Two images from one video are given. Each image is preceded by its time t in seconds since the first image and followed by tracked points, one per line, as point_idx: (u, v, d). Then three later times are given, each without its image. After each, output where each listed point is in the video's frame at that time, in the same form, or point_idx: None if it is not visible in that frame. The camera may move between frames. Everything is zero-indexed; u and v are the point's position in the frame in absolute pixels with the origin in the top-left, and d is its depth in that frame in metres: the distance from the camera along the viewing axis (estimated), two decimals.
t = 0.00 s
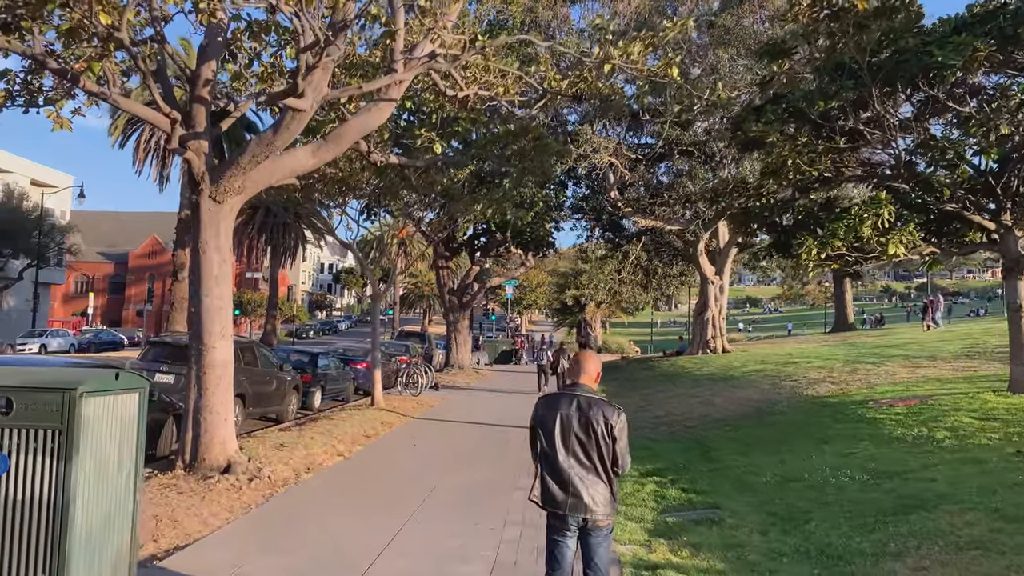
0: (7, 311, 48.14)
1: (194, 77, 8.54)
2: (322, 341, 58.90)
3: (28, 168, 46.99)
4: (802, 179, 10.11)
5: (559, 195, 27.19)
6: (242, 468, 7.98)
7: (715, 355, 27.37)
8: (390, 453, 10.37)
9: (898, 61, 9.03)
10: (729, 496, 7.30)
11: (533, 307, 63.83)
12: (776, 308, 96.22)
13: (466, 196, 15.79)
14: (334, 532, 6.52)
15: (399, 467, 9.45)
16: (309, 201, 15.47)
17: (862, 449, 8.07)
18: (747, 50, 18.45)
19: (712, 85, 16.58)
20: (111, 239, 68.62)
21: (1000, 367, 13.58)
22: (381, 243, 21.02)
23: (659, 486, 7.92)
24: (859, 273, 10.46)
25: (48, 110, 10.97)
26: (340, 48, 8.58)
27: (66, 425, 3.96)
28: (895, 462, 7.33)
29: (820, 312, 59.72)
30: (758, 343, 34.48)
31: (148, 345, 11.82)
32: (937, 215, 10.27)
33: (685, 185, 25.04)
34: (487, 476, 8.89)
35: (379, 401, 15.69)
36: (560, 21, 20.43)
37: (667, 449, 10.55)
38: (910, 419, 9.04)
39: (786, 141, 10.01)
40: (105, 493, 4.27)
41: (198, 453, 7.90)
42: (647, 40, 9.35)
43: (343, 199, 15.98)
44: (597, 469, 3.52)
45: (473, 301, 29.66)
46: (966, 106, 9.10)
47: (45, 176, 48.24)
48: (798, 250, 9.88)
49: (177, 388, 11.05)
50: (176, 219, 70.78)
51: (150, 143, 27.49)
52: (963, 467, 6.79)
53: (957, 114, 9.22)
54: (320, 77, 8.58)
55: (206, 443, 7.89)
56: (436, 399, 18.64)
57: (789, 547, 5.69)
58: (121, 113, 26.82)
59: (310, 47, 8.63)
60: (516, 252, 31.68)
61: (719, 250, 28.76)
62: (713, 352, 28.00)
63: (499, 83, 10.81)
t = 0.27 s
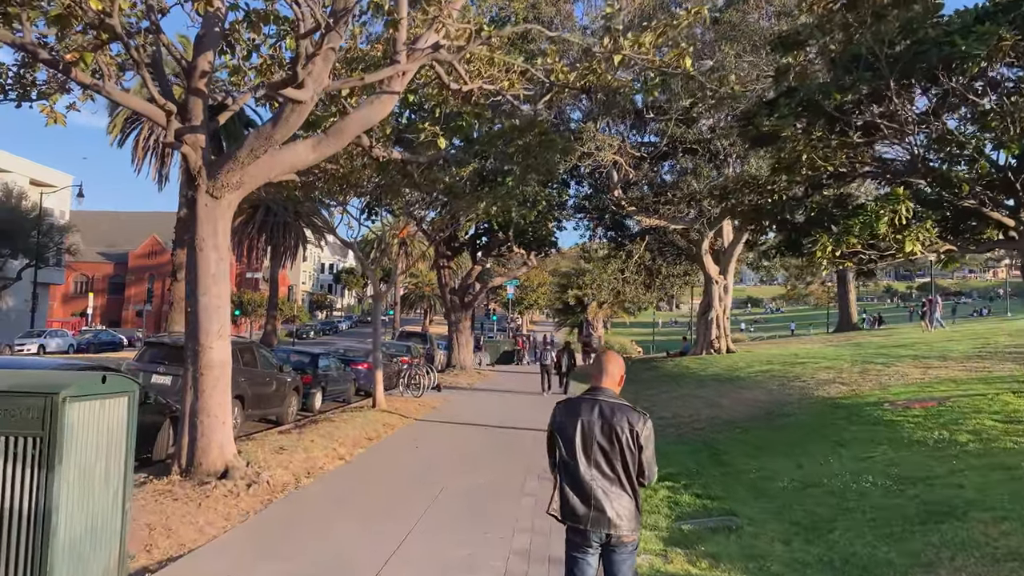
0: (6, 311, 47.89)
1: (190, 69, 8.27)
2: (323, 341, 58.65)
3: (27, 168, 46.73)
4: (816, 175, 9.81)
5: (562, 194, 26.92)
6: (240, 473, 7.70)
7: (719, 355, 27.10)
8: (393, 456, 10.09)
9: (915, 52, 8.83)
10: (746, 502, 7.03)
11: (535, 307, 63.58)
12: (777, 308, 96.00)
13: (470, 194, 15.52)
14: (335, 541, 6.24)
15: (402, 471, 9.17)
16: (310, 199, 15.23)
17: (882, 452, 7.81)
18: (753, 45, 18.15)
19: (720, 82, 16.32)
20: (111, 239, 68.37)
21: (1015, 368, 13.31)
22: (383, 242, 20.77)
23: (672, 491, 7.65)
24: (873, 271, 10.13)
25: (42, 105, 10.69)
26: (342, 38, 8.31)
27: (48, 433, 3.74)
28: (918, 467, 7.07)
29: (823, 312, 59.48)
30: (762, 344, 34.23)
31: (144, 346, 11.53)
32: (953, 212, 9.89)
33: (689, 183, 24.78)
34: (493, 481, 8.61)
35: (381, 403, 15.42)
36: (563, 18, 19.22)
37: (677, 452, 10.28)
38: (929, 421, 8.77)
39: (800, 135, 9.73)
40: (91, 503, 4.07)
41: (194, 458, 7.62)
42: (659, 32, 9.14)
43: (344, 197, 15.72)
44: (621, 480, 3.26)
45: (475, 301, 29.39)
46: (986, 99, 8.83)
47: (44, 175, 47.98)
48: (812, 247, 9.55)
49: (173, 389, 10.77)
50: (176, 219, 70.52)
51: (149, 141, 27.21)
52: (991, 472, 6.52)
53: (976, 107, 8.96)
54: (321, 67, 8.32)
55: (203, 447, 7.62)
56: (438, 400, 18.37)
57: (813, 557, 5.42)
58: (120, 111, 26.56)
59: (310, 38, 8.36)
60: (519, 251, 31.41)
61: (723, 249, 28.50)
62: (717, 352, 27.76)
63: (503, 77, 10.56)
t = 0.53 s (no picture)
0: (5, 311, 47.66)
1: (188, 62, 8.00)
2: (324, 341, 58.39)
3: (26, 167, 46.46)
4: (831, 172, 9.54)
5: (565, 193, 26.64)
6: (239, 480, 7.42)
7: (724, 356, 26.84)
8: (397, 461, 9.83)
9: (938, 45, 8.58)
10: (764, 510, 6.78)
11: (536, 307, 63.33)
12: (779, 308, 95.78)
13: (474, 193, 15.26)
14: (337, 553, 5.95)
15: (407, 477, 8.90)
16: (311, 197, 14.99)
17: (903, 458, 7.55)
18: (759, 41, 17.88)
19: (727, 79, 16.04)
20: (111, 239, 68.11)
21: None
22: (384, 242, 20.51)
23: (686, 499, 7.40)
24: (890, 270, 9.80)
25: (36, 101, 10.43)
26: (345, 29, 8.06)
27: (31, 442, 3.75)
28: (943, 474, 6.81)
29: (826, 312, 59.20)
30: (765, 344, 33.99)
31: (142, 348, 11.27)
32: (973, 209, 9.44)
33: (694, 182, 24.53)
34: (501, 487, 8.35)
35: (383, 405, 15.16)
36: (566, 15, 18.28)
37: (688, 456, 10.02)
38: (949, 425, 8.52)
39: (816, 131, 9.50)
40: (73, 509, 4.02)
41: (191, 464, 7.36)
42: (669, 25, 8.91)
43: (345, 196, 15.45)
44: (653, 498, 3.02)
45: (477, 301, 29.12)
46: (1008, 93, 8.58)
47: (43, 175, 47.71)
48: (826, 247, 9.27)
49: (172, 392, 10.51)
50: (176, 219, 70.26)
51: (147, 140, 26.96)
52: (1021, 480, 6.27)
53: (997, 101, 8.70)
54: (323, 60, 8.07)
55: (201, 453, 7.36)
56: (441, 402, 18.12)
57: (841, 571, 5.17)
58: (118, 110, 26.30)
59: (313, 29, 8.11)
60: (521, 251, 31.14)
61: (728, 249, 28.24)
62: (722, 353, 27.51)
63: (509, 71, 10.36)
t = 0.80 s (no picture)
0: (4, 311, 47.43)
1: (188, 51, 7.77)
2: (325, 342, 58.22)
3: (26, 166, 46.24)
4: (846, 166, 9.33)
5: (568, 191, 26.43)
6: (239, 482, 7.17)
7: (729, 356, 26.65)
8: (401, 462, 9.60)
9: (960, 33, 8.26)
10: (785, 514, 6.54)
11: (537, 307, 63.13)
12: (780, 308, 95.64)
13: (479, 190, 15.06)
14: (341, 560, 5.69)
15: (411, 479, 8.67)
16: (313, 194, 14.78)
17: (926, 460, 7.32)
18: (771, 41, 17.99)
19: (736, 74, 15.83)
20: (111, 239, 67.90)
21: None
22: (387, 240, 20.29)
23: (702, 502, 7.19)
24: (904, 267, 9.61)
25: (31, 94, 10.19)
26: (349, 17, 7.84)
27: (18, 446, 3.53)
28: (970, 477, 6.58)
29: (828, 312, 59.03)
30: (769, 344, 33.79)
31: (140, 346, 11.03)
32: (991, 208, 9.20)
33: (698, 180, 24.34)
34: (509, 489, 8.12)
35: (386, 405, 14.94)
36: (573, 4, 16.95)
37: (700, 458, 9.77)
38: (970, 426, 8.30)
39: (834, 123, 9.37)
40: (65, 514, 3.82)
41: (191, 466, 7.13)
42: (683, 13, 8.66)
43: (348, 193, 15.23)
44: (691, 505, 2.93)
45: (479, 301, 28.89)
46: None
47: (42, 174, 47.48)
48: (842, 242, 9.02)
49: (171, 392, 10.28)
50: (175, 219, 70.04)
51: (147, 137, 26.73)
52: None
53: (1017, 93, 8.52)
54: (327, 48, 7.85)
55: (201, 455, 7.13)
56: (443, 402, 17.91)
57: None
58: (118, 107, 26.08)
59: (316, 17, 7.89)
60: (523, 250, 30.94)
61: (732, 248, 28.03)
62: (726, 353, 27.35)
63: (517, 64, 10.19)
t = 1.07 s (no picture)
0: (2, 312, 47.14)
1: (186, 45, 7.50)
2: (324, 342, 57.96)
3: (24, 166, 45.97)
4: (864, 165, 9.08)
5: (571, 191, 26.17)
6: (239, 493, 6.89)
7: (733, 357, 26.39)
8: (406, 470, 9.33)
9: (990, 26, 7.79)
10: (810, 527, 6.27)
11: (538, 307, 62.90)
12: (781, 308, 95.43)
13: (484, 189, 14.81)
14: None
15: (417, 487, 8.40)
16: (315, 190, 14.53)
17: (954, 469, 7.06)
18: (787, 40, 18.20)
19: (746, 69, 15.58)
20: (109, 239, 67.61)
21: None
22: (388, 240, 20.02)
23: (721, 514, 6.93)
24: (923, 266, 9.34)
25: (25, 90, 9.91)
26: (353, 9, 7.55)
27: None
28: (1003, 489, 6.32)
29: (830, 313, 58.78)
30: (773, 346, 33.53)
31: (138, 350, 10.74)
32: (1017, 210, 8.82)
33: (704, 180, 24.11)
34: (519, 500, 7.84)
35: (388, 409, 14.66)
36: None
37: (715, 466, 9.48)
38: (995, 433, 8.03)
39: (853, 120, 9.20)
40: (43, 521, 4.17)
41: (189, 476, 6.84)
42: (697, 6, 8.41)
43: (350, 192, 14.97)
44: (743, 535, 2.88)
45: (481, 302, 28.63)
46: None
47: (41, 174, 47.21)
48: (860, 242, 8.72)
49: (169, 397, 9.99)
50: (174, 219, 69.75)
51: (145, 136, 26.47)
52: None
53: None
54: (331, 41, 7.56)
55: (199, 465, 6.84)
56: (446, 404, 17.63)
57: None
58: (117, 106, 25.83)
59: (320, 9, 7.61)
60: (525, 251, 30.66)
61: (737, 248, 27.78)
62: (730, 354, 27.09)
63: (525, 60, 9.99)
